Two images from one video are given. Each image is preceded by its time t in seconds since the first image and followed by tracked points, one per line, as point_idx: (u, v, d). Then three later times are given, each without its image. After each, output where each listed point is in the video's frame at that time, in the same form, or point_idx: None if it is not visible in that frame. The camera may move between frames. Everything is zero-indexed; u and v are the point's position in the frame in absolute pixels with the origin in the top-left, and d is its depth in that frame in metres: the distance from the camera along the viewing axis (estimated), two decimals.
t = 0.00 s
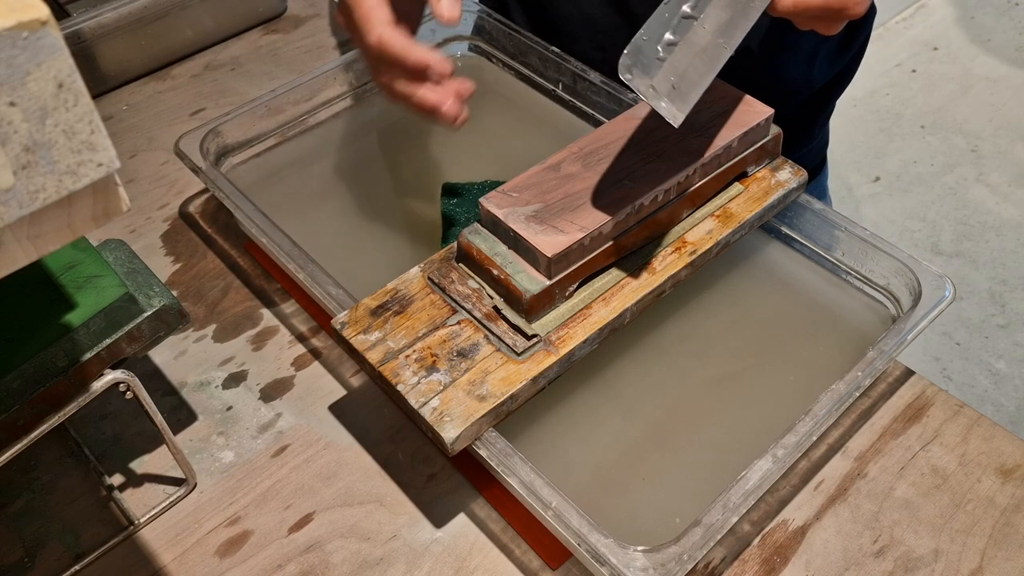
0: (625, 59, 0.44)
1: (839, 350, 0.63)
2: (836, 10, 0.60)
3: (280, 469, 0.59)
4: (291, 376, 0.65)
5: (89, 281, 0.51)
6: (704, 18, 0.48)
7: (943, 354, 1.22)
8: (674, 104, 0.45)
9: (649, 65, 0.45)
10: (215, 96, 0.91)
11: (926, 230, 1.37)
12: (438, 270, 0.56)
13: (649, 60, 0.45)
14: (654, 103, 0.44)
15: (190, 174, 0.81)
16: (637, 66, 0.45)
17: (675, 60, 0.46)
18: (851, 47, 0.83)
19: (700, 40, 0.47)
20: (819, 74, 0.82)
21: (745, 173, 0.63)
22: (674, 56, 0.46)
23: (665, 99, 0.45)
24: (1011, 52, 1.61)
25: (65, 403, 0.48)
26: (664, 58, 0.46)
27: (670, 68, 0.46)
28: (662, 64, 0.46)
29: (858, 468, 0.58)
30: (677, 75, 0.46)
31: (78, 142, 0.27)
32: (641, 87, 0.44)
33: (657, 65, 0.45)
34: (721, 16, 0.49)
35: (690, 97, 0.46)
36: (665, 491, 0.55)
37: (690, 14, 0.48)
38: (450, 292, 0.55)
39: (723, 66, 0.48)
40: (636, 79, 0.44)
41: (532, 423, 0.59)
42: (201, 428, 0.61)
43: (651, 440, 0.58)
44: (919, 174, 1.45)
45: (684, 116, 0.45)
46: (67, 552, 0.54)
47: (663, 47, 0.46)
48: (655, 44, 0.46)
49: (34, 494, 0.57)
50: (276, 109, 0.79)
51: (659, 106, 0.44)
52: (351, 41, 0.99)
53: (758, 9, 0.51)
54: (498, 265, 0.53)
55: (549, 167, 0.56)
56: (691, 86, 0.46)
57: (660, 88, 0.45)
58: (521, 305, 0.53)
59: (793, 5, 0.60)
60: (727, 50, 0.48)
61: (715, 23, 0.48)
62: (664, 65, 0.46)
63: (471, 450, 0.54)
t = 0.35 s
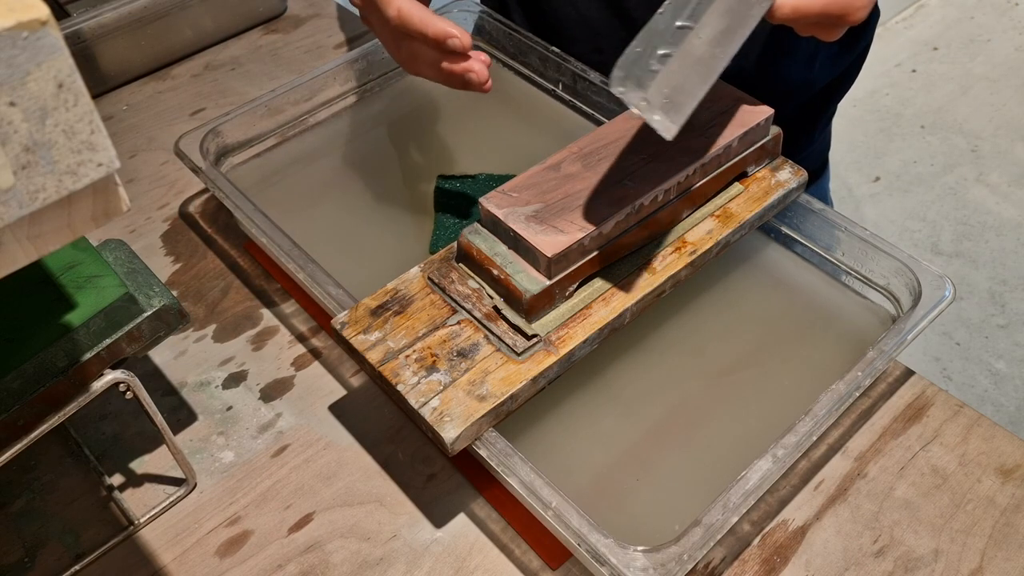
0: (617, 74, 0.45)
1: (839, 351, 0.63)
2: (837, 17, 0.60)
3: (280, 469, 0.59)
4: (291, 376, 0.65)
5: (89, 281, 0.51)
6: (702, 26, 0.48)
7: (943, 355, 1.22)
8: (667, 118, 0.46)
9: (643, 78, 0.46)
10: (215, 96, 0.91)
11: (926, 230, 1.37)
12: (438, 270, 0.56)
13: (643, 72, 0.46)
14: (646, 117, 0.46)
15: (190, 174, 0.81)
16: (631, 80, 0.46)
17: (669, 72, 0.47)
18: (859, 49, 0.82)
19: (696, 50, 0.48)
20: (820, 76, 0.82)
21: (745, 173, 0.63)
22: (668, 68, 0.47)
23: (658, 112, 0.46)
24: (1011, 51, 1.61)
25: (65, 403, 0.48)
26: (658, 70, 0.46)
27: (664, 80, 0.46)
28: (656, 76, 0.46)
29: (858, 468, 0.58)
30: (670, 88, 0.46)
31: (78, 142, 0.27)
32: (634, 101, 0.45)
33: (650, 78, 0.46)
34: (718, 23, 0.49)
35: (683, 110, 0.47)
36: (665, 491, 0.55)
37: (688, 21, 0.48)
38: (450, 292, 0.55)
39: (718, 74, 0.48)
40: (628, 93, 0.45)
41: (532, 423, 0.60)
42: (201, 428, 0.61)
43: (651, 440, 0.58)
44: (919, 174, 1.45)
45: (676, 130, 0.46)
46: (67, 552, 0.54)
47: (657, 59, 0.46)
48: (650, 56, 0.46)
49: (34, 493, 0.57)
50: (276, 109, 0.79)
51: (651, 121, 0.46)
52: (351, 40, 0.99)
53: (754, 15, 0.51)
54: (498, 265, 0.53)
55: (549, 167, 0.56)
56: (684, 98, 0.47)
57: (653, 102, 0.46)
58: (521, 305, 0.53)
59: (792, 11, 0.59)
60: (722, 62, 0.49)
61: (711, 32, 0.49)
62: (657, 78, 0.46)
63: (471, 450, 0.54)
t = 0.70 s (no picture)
0: (581, 46, 0.45)
1: (839, 351, 0.63)
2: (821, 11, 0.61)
3: (280, 469, 0.59)
4: (291, 376, 0.65)
5: (89, 281, 0.51)
6: (675, 9, 0.47)
7: (943, 354, 1.22)
8: (629, 94, 0.44)
9: (607, 53, 0.45)
10: (215, 95, 0.91)
11: (926, 230, 1.37)
12: (438, 270, 0.56)
13: (607, 49, 0.45)
14: (608, 91, 0.44)
15: (190, 174, 0.81)
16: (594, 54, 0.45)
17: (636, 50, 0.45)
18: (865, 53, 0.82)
19: (665, 31, 0.46)
20: (823, 79, 0.82)
21: (745, 173, 0.63)
22: (634, 47, 0.45)
23: (620, 88, 0.44)
24: (1011, 51, 1.61)
25: (66, 403, 0.48)
26: (625, 47, 0.45)
27: (629, 57, 0.45)
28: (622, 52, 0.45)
29: (858, 468, 0.58)
30: (636, 65, 0.45)
31: (78, 142, 0.27)
32: (595, 74, 0.44)
33: (615, 54, 0.45)
34: (692, 8, 0.48)
35: (647, 88, 0.44)
36: (665, 491, 0.55)
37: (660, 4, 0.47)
38: (450, 292, 0.55)
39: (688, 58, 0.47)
40: (588, 66, 0.44)
41: (532, 423, 0.60)
42: (201, 428, 0.61)
43: (651, 440, 0.58)
44: (919, 173, 1.45)
45: (637, 107, 0.44)
46: (67, 552, 0.54)
47: (623, 36, 0.45)
48: (616, 34, 0.46)
49: (34, 493, 0.57)
50: (277, 109, 0.79)
51: (612, 95, 0.44)
52: (351, 40, 0.99)
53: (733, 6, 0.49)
54: (498, 265, 0.53)
55: (549, 167, 0.56)
56: (650, 76, 0.45)
57: (616, 77, 0.44)
58: (520, 305, 0.53)
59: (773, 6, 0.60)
60: (692, 44, 0.47)
61: (684, 15, 0.47)
62: (623, 54, 0.45)
63: (471, 450, 0.54)
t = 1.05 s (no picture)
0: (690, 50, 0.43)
1: (839, 350, 0.63)
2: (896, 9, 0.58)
3: (280, 469, 0.59)
4: (291, 377, 0.65)
5: (89, 281, 0.51)
6: None
7: (943, 354, 1.23)
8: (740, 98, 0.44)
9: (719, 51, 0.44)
10: (215, 95, 0.91)
11: (926, 230, 1.37)
12: (438, 270, 0.57)
13: (711, 49, 0.43)
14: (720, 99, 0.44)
15: (190, 174, 0.81)
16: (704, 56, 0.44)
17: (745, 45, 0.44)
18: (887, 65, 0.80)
19: (776, 12, 0.44)
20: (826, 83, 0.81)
21: (745, 173, 0.63)
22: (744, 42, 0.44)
23: (732, 91, 0.44)
24: (1011, 52, 1.60)
25: (66, 403, 0.48)
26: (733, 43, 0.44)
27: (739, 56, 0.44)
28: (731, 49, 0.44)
29: (858, 468, 0.58)
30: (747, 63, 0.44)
31: (78, 142, 0.27)
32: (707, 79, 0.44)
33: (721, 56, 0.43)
34: None
35: (759, 88, 0.44)
36: (665, 490, 0.55)
37: None
38: (450, 292, 0.55)
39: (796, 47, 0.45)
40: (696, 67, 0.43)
41: (532, 423, 0.60)
42: (201, 428, 0.61)
43: (652, 440, 0.58)
44: (919, 173, 1.45)
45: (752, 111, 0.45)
46: (67, 552, 0.54)
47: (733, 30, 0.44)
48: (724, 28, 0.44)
49: (34, 493, 0.57)
50: (276, 109, 0.79)
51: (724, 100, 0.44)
52: (351, 40, 0.99)
53: None
54: (498, 265, 0.53)
55: (549, 167, 0.56)
56: (760, 76, 0.44)
57: (727, 80, 0.44)
58: (521, 305, 0.53)
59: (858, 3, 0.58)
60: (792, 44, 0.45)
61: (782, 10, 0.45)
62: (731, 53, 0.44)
63: (471, 450, 0.54)
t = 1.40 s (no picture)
0: (637, 100, 0.48)
1: (839, 350, 0.63)
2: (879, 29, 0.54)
3: (280, 469, 0.59)
4: (291, 376, 0.65)
5: (89, 281, 0.51)
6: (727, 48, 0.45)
7: (943, 354, 1.23)
8: (683, 149, 0.47)
9: (662, 104, 0.47)
10: (215, 96, 0.91)
11: (926, 230, 1.37)
12: (438, 270, 0.57)
13: (659, 101, 0.47)
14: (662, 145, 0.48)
15: (190, 174, 0.82)
16: (649, 107, 0.48)
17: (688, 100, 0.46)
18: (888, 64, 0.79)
19: (718, 76, 0.46)
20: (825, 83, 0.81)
21: (745, 173, 0.63)
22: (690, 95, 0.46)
23: (673, 140, 0.47)
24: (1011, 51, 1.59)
25: (66, 403, 0.48)
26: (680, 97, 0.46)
27: (684, 108, 0.46)
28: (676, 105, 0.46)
29: (858, 468, 0.58)
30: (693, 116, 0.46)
31: (78, 142, 0.27)
32: (652, 131, 0.48)
33: (668, 104, 0.47)
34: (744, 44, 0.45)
35: (702, 138, 0.47)
36: (665, 490, 0.55)
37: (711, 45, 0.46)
38: (450, 292, 0.55)
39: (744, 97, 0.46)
40: (644, 127, 0.48)
41: (532, 423, 0.59)
42: (201, 428, 0.61)
43: (652, 440, 0.58)
44: (919, 173, 1.45)
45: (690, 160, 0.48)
46: (66, 552, 0.54)
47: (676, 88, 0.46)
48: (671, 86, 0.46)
49: (34, 493, 0.57)
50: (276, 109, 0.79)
51: (668, 148, 0.48)
52: (351, 40, 0.99)
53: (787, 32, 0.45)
54: (498, 265, 0.53)
55: (549, 167, 0.56)
56: (706, 125, 0.46)
57: (671, 129, 0.47)
58: (521, 305, 0.53)
59: (828, 28, 0.54)
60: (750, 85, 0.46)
61: (740, 52, 0.46)
62: (677, 105, 0.46)
63: (471, 450, 0.54)
